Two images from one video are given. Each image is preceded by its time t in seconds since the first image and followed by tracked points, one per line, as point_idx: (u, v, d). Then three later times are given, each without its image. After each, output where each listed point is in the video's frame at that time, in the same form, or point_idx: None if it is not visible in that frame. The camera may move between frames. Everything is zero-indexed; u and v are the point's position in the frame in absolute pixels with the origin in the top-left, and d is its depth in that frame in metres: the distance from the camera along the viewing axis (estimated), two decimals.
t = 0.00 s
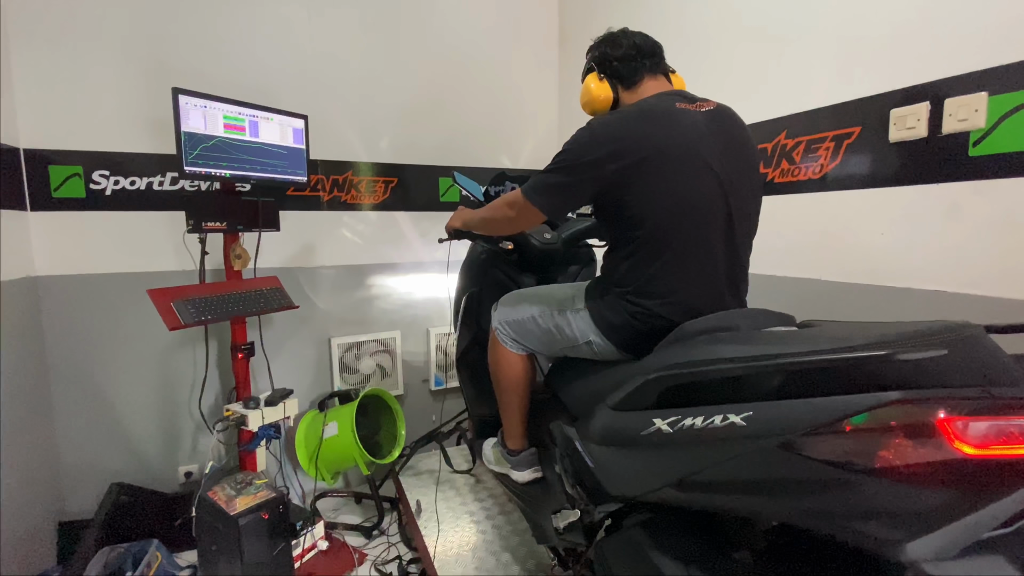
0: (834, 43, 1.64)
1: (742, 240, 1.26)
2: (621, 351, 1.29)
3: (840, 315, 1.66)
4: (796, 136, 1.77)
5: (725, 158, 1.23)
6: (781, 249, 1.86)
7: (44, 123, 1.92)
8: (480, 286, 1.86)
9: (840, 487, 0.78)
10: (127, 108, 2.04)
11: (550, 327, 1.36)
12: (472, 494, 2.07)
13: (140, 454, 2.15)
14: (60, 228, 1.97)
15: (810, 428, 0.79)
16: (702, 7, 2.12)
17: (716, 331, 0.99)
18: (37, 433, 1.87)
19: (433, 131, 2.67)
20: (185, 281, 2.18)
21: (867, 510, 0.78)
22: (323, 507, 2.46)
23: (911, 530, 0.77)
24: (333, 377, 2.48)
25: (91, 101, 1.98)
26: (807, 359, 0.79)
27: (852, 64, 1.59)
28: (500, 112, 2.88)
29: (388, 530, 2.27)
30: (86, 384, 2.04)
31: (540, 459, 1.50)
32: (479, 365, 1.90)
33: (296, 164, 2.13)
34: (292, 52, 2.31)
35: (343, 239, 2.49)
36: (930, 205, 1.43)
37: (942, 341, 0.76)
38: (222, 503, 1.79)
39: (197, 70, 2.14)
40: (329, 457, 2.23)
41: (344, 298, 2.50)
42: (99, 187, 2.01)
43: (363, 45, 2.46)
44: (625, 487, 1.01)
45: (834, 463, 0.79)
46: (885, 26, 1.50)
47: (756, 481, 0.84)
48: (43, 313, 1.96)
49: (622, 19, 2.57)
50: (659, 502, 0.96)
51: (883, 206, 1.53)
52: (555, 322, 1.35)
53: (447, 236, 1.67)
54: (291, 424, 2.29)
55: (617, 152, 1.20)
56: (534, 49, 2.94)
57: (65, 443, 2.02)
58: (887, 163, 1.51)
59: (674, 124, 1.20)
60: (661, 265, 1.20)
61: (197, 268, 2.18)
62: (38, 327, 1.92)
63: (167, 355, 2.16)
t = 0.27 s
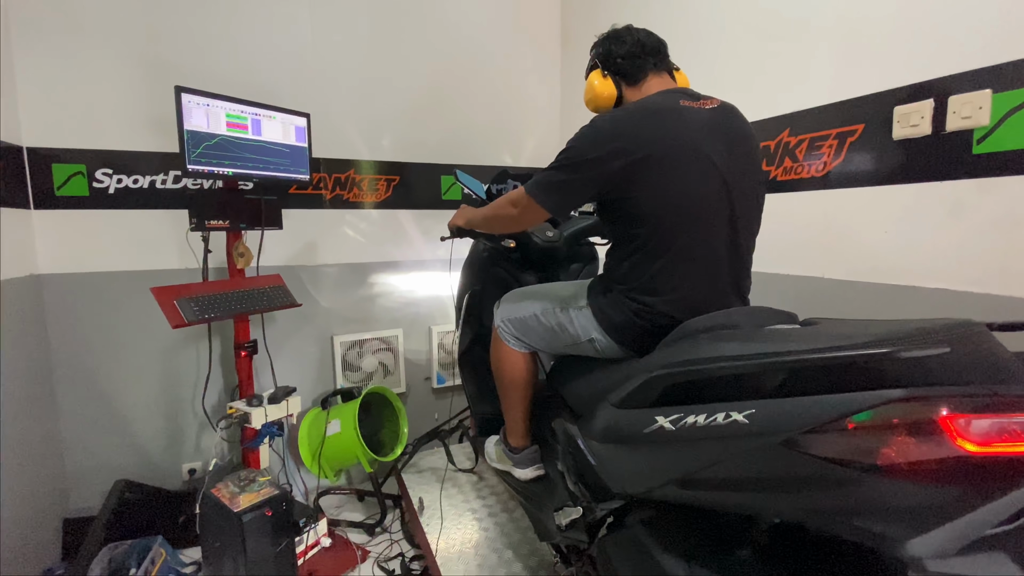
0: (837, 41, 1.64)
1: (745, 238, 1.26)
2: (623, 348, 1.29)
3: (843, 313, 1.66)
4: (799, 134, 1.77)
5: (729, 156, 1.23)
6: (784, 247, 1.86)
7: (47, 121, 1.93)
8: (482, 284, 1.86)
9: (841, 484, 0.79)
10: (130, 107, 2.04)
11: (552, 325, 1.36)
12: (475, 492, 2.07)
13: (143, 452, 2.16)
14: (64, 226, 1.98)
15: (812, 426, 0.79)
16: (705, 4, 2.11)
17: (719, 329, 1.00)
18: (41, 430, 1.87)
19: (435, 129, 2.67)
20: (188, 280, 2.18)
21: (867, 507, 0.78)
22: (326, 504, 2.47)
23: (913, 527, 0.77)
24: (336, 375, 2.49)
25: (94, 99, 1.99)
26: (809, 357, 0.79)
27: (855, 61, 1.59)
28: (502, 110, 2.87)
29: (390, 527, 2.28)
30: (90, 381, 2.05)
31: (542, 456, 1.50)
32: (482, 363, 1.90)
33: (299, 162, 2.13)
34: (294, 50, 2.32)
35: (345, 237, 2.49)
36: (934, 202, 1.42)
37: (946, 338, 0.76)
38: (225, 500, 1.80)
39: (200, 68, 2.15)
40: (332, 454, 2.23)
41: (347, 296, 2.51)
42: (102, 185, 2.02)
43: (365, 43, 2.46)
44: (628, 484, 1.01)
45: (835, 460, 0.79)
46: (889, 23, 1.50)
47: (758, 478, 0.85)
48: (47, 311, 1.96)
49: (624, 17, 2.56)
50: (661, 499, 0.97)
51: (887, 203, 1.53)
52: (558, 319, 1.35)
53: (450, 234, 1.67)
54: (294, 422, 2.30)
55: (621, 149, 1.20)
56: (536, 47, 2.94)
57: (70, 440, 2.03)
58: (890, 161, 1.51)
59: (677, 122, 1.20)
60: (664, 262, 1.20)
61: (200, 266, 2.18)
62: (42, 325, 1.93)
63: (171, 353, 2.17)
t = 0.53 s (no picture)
0: (840, 39, 1.63)
1: (747, 236, 1.26)
2: (626, 347, 1.29)
3: (845, 312, 1.66)
4: (801, 132, 1.77)
5: (730, 154, 1.22)
6: (787, 246, 1.85)
7: (50, 120, 1.93)
8: (485, 283, 1.86)
9: (844, 483, 0.79)
10: (133, 106, 2.04)
11: (554, 324, 1.36)
12: (476, 490, 2.08)
13: (146, 450, 2.16)
14: (67, 225, 1.98)
15: (815, 424, 0.79)
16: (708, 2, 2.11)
17: (721, 327, 0.99)
18: (45, 428, 1.88)
19: (437, 127, 2.67)
20: (191, 278, 2.19)
21: (871, 506, 0.78)
22: (328, 502, 2.48)
23: (917, 527, 0.77)
24: (338, 373, 2.49)
25: (97, 98, 1.99)
26: (812, 356, 0.79)
27: (858, 59, 1.58)
28: (504, 108, 2.87)
29: (392, 525, 2.28)
30: (93, 380, 2.05)
31: (544, 455, 1.51)
32: (483, 361, 1.90)
33: (301, 161, 2.13)
34: (295, 49, 2.32)
35: (347, 236, 2.50)
36: (937, 201, 1.42)
37: (950, 337, 0.76)
38: (228, 498, 1.81)
39: (202, 67, 2.15)
40: (333, 453, 2.24)
41: (348, 294, 2.51)
42: (105, 184, 2.02)
43: (367, 42, 2.46)
44: (630, 482, 1.01)
45: (838, 459, 0.79)
46: (892, 21, 1.49)
47: (760, 477, 0.85)
48: (50, 310, 1.97)
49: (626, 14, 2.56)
50: (663, 498, 0.97)
51: (890, 202, 1.53)
52: (560, 318, 1.35)
53: (453, 233, 1.68)
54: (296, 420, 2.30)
55: (623, 148, 1.20)
56: (538, 45, 2.94)
57: (73, 439, 2.03)
58: (893, 160, 1.50)
59: (679, 120, 1.20)
60: (665, 260, 1.20)
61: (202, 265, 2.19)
62: (44, 323, 1.93)
63: (173, 351, 2.17)
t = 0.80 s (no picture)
0: (842, 39, 1.63)
1: (746, 236, 1.27)
2: (626, 347, 1.30)
3: (847, 312, 1.66)
4: (803, 132, 1.77)
5: (731, 154, 1.23)
6: (788, 246, 1.85)
7: (52, 119, 1.93)
8: (486, 282, 1.86)
9: (846, 481, 0.79)
10: (135, 105, 2.05)
11: (555, 323, 1.36)
12: (477, 489, 2.08)
13: (148, 448, 2.17)
14: (68, 224, 1.99)
15: (817, 424, 0.79)
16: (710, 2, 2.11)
17: (723, 327, 1.00)
18: (46, 426, 1.88)
19: (439, 127, 2.67)
20: (192, 277, 2.19)
21: (872, 504, 0.79)
22: (329, 501, 2.48)
23: (918, 525, 0.77)
24: (339, 373, 2.49)
25: (99, 97, 1.99)
26: (814, 355, 0.79)
27: (860, 59, 1.58)
28: (506, 108, 2.87)
29: (393, 524, 2.29)
30: (95, 378, 2.05)
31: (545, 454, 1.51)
32: (484, 361, 1.90)
33: (303, 160, 2.13)
34: (297, 48, 2.32)
35: (348, 236, 2.50)
36: (939, 201, 1.42)
37: (950, 336, 0.77)
38: (229, 497, 1.81)
39: (204, 66, 2.15)
40: (334, 452, 2.24)
41: (350, 294, 2.51)
42: (107, 183, 2.02)
43: (369, 41, 2.46)
44: (632, 481, 1.02)
45: (840, 458, 0.79)
46: (894, 22, 1.50)
47: (763, 476, 0.85)
48: (52, 308, 1.97)
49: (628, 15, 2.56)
50: (666, 496, 0.97)
51: (891, 202, 1.53)
52: (561, 318, 1.35)
53: (455, 232, 1.68)
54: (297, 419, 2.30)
55: (625, 147, 1.20)
56: (540, 45, 2.94)
57: (74, 437, 2.04)
58: (894, 160, 1.50)
59: (680, 120, 1.20)
60: (667, 260, 1.20)
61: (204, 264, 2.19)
62: (46, 321, 1.93)
63: (175, 350, 2.18)
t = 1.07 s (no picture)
0: (842, 41, 1.64)
1: (747, 236, 1.27)
2: (627, 346, 1.30)
3: (847, 313, 1.66)
4: (803, 134, 1.77)
5: (731, 155, 1.23)
6: (789, 247, 1.86)
7: (52, 118, 1.94)
8: (486, 282, 1.87)
9: (846, 481, 0.79)
10: (136, 104, 2.05)
11: (556, 323, 1.36)
12: (477, 489, 2.08)
13: (148, 448, 2.17)
14: (69, 223, 1.99)
15: (817, 423, 0.80)
16: (710, 3, 2.11)
17: (723, 327, 1.00)
18: (46, 425, 1.88)
19: (439, 127, 2.68)
20: (192, 277, 2.19)
21: (871, 503, 0.79)
22: (328, 501, 2.48)
23: (920, 524, 0.77)
24: (339, 373, 2.49)
25: (99, 96, 2.00)
26: (814, 355, 0.79)
27: (861, 61, 1.59)
28: (506, 108, 2.88)
29: (393, 524, 2.29)
30: (95, 377, 2.06)
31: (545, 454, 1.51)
32: (484, 361, 1.91)
33: (303, 160, 2.14)
34: (298, 48, 2.32)
35: (349, 236, 2.50)
36: (938, 202, 1.43)
37: (950, 336, 0.77)
38: (229, 496, 1.80)
39: (205, 66, 2.15)
40: (334, 452, 2.24)
41: (350, 294, 2.52)
42: (107, 182, 2.02)
43: (370, 41, 2.46)
44: (633, 481, 1.02)
45: (840, 457, 0.79)
46: (894, 23, 1.50)
47: (763, 475, 0.85)
48: (52, 307, 1.97)
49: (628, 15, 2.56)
50: (666, 496, 0.97)
51: (891, 203, 1.53)
52: (562, 318, 1.36)
53: (455, 232, 1.68)
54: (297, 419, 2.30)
55: (627, 147, 1.20)
56: (540, 46, 2.94)
57: (74, 436, 2.04)
58: (895, 161, 1.51)
59: (681, 121, 1.21)
60: (667, 260, 1.20)
61: (204, 264, 2.19)
62: (46, 320, 1.94)
63: (175, 350, 2.18)
